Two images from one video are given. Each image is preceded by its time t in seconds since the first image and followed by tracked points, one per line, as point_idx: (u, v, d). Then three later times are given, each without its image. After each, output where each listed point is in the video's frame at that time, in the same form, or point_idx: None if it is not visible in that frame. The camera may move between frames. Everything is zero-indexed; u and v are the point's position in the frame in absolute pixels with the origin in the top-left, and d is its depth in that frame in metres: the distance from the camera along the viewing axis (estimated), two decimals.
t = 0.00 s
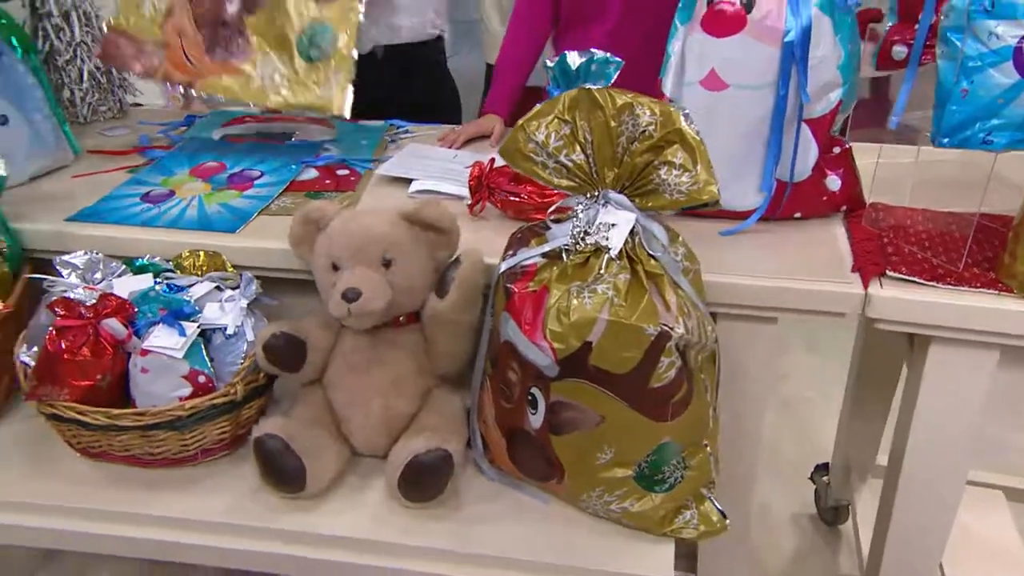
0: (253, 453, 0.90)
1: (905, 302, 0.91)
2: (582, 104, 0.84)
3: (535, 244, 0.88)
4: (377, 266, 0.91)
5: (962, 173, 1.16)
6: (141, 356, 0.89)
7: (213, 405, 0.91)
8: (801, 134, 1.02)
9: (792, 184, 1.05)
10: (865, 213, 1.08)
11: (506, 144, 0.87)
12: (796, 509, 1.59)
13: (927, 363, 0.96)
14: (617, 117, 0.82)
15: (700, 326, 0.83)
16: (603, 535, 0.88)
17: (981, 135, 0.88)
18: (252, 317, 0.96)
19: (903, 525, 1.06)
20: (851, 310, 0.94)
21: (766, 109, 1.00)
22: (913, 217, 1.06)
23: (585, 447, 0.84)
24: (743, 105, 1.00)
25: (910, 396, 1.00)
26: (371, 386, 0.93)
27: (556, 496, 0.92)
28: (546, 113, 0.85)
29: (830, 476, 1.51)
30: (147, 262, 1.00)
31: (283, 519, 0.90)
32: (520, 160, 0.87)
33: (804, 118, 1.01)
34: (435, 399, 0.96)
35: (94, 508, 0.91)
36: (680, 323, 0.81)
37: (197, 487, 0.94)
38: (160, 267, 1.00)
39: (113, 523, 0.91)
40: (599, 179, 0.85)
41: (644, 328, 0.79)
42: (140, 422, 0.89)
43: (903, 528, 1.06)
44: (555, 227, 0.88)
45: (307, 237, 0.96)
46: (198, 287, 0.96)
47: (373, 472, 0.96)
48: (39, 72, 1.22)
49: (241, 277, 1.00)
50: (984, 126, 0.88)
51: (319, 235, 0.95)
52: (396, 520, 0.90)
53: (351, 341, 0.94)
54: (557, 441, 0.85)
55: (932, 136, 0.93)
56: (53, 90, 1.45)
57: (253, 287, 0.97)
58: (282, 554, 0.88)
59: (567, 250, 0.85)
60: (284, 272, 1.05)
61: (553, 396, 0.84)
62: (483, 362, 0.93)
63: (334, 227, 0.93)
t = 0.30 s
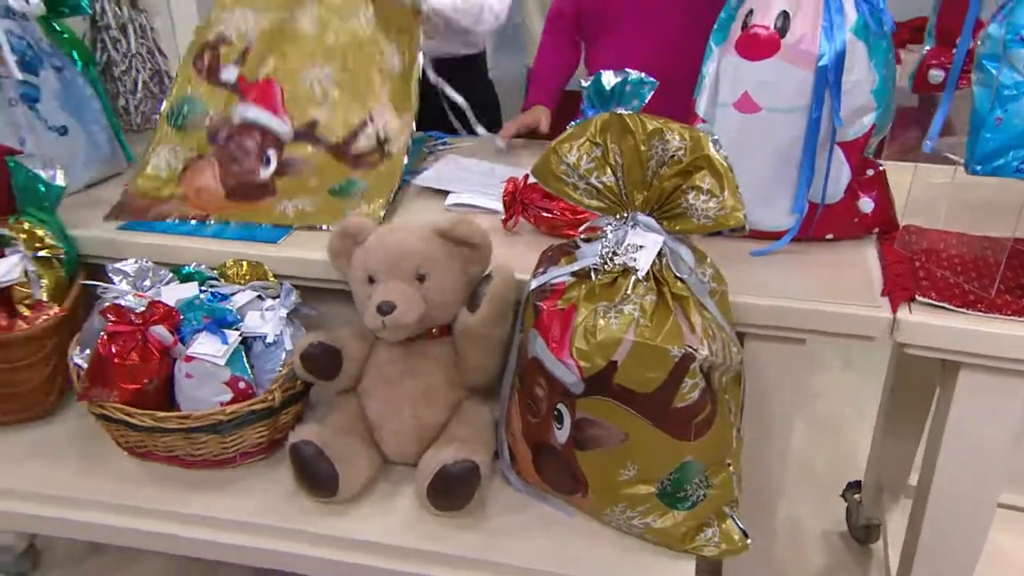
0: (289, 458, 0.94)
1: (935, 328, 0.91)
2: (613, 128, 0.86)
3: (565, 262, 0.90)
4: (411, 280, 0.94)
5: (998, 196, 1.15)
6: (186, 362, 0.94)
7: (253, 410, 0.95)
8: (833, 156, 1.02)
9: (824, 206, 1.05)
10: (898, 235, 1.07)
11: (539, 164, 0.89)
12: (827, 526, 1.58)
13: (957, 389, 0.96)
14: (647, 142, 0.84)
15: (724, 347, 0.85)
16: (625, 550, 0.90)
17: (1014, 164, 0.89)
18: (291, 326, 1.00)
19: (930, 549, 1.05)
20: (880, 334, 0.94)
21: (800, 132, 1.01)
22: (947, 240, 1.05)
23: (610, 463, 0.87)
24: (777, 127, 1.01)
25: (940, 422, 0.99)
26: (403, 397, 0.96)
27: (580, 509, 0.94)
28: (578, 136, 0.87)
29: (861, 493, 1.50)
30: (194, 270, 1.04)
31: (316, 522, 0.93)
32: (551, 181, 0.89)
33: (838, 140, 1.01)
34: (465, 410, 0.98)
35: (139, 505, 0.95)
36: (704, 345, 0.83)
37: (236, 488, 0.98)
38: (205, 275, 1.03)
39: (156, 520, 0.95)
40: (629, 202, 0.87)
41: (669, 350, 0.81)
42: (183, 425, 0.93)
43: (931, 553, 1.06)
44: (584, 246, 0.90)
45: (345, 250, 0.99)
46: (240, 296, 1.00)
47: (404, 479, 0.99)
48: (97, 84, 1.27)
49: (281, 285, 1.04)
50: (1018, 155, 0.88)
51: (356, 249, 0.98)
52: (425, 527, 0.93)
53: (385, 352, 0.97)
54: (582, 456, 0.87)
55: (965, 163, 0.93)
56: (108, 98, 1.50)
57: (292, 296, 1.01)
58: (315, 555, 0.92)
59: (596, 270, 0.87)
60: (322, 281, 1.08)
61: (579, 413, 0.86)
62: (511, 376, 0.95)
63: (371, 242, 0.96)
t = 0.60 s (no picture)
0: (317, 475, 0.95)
1: (973, 364, 0.87)
2: (646, 155, 0.86)
3: (595, 287, 0.91)
4: (441, 302, 0.94)
5: None
6: (219, 378, 0.95)
7: (284, 426, 0.96)
8: (875, 183, 1.00)
9: (864, 233, 1.03)
10: (941, 263, 1.03)
11: (572, 191, 0.90)
12: (866, 552, 1.28)
13: (999, 426, 0.92)
14: (679, 171, 0.84)
15: (754, 378, 0.85)
16: None
17: None
18: (321, 343, 1.01)
19: None
20: (918, 367, 0.92)
21: (839, 158, 0.99)
22: (993, 268, 0.99)
23: (636, 491, 0.86)
24: (815, 153, 0.99)
25: (981, 459, 0.96)
26: (431, 417, 0.96)
27: (606, 537, 0.93)
28: (611, 162, 0.87)
29: (903, 520, 1.22)
30: (227, 284, 1.04)
31: (342, 540, 0.94)
32: (583, 207, 0.90)
33: (878, 167, 0.99)
34: (492, 432, 0.98)
35: (171, 517, 0.97)
36: (734, 377, 0.82)
37: (265, 502, 0.99)
38: (238, 289, 1.04)
39: (186, 532, 0.97)
40: (660, 230, 0.88)
41: (696, 381, 0.81)
42: (215, 440, 0.95)
43: None
44: (614, 272, 0.90)
45: (377, 269, 1.00)
46: (272, 311, 1.01)
47: (430, 499, 0.99)
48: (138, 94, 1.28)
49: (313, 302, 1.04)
50: None
51: (388, 268, 0.99)
52: (449, 549, 0.93)
53: (414, 372, 0.98)
54: (608, 484, 0.87)
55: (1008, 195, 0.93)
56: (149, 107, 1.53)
57: (324, 315, 1.02)
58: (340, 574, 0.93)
59: (626, 296, 0.87)
60: (353, 297, 1.07)
61: (606, 440, 0.86)
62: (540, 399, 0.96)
63: (403, 262, 0.97)
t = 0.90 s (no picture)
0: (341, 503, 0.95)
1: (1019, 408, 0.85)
2: (679, 189, 0.85)
3: (624, 320, 0.88)
4: (468, 329, 0.93)
5: None
6: (244, 402, 0.95)
7: (308, 451, 0.96)
8: (920, 213, 0.97)
9: (908, 264, 1.00)
10: (990, 298, 1.00)
11: (606, 220, 0.91)
12: None
13: None
14: (712, 205, 0.82)
15: (786, 418, 0.83)
16: None
17: None
18: (348, 367, 1.00)
19: None
20: (960, 409, 0.89)
21: (882, 187, 0.96)
22: None
23: (663, 530, 0.84)
24: (856, 182, 0.96)
25: None
26: (456, 446, 0.95)
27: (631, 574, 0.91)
28: (645, 193, 0.88)
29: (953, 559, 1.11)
30: (253, 304, 1.04)
31: (363, 569, 0.93)
32: (616, 237, 0.91)
33: (923, 197, 0.96)
34: (517, 462, 0.97)
35: (193, 539, 0.97)
36: (765, 418, 0.81)
37: (287, 527, 0.98)
38: (265, 310, 1.04)
39: (208, 555, 0.96)
40: (693, 262, 0.85)
41: (727, 422, 0.79)
42: (239, 464, 0.94)
43: None
44: (644, 305, 0.88)
45: (404, 293, 0.99)
46: (299, 334, 1.01)
47: (453, 528, 0.98)
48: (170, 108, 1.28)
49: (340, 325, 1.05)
50: None
51: (415, 293, 0.98)
52: None
53: (440, 399, 0.97)
54: (635, 522, 0.85)
55: None
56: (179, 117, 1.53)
57: (349, 339, 1.01)
58: None
59: (657, 330, 0.85)
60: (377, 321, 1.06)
61: (632, 477, 0.83)
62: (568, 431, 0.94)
63: (430, 288, 0.95)
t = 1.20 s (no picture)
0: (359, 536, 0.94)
1: None
2: (705, 226, 0.82)
3: (649, 356, 0.86)
4: (490, 362, 0.91)
5: None
6: (264, 431, 0.94)
7: (326, 482, 0.95)
8: (960, 249, 0.93)
9: (949, 301, 0.96)
10: None
11: (630, 255, 0.88)
12: None
13: None
14: (740, 244, 0.80)
15: (814, 465, 0.80)
16: None
17: None
18: (368, 396, 0.99)
19: None
20: (998, 456, 0.86)
21: (920, 222, 0.93)
22: None
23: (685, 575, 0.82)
24: (892, 216, 0.93)
25: None
26: (475, 480, 0.93)
27: None
28: (671, 228, 0.85)
29: None
30: (273, 329, 1.03)
31: None
32: (640, 273, 0.87)
33: (964, 233, 0.93)
34: (537, 497, 0.95)
35: (209, 568, 0.96)
36: (791, 463, 0.78)
37: (304, 557, 0.97)
38: (285, 335, 1.03)
39: None
40: (719, 300, 0.84)
41: (752, 467, 0.77)
42: (256, 493, 0.93)
43: None
44: (670, 341, 0.85)
45: (426, 322, 0.97)
46: (319, 361, 0.99)
47: (471, 562, 0.96)
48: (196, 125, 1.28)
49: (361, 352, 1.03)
50: None
51: (436, 322, 0.96)
52: None
53: (460, 431, 0.95)
54: (657, 565, 0.83)
55: None
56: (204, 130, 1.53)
57: (369, 368, 1.00)
58: None
59: (681, 368, 0.83)
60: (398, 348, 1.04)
61: (653, 519, 0.81)
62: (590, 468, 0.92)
63: (452, 318, 0.94)
